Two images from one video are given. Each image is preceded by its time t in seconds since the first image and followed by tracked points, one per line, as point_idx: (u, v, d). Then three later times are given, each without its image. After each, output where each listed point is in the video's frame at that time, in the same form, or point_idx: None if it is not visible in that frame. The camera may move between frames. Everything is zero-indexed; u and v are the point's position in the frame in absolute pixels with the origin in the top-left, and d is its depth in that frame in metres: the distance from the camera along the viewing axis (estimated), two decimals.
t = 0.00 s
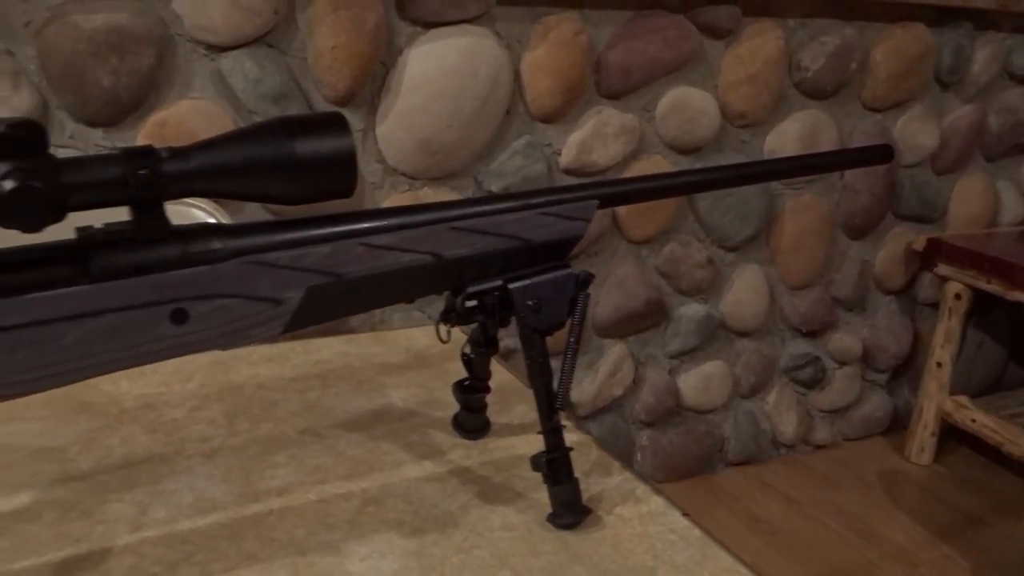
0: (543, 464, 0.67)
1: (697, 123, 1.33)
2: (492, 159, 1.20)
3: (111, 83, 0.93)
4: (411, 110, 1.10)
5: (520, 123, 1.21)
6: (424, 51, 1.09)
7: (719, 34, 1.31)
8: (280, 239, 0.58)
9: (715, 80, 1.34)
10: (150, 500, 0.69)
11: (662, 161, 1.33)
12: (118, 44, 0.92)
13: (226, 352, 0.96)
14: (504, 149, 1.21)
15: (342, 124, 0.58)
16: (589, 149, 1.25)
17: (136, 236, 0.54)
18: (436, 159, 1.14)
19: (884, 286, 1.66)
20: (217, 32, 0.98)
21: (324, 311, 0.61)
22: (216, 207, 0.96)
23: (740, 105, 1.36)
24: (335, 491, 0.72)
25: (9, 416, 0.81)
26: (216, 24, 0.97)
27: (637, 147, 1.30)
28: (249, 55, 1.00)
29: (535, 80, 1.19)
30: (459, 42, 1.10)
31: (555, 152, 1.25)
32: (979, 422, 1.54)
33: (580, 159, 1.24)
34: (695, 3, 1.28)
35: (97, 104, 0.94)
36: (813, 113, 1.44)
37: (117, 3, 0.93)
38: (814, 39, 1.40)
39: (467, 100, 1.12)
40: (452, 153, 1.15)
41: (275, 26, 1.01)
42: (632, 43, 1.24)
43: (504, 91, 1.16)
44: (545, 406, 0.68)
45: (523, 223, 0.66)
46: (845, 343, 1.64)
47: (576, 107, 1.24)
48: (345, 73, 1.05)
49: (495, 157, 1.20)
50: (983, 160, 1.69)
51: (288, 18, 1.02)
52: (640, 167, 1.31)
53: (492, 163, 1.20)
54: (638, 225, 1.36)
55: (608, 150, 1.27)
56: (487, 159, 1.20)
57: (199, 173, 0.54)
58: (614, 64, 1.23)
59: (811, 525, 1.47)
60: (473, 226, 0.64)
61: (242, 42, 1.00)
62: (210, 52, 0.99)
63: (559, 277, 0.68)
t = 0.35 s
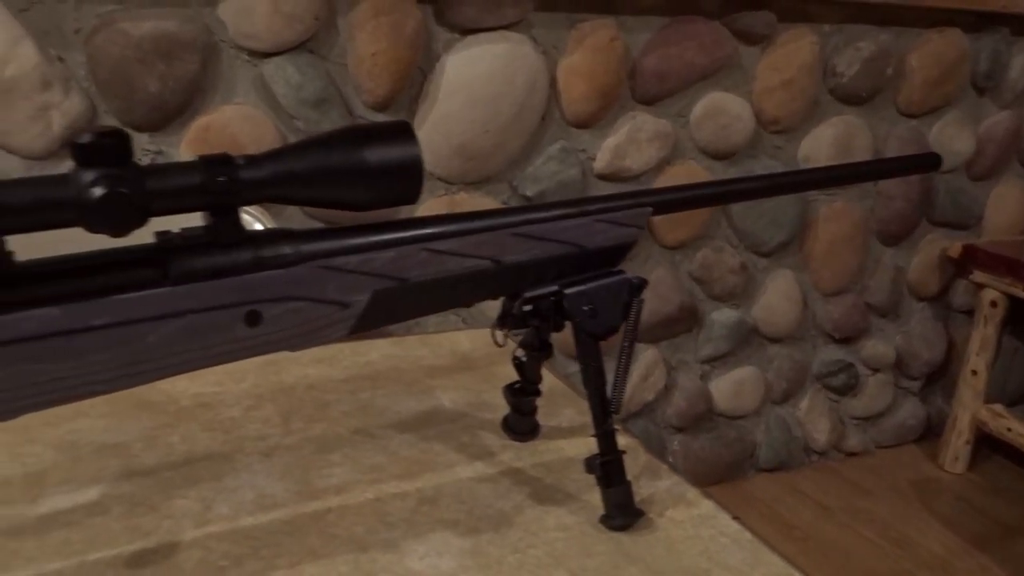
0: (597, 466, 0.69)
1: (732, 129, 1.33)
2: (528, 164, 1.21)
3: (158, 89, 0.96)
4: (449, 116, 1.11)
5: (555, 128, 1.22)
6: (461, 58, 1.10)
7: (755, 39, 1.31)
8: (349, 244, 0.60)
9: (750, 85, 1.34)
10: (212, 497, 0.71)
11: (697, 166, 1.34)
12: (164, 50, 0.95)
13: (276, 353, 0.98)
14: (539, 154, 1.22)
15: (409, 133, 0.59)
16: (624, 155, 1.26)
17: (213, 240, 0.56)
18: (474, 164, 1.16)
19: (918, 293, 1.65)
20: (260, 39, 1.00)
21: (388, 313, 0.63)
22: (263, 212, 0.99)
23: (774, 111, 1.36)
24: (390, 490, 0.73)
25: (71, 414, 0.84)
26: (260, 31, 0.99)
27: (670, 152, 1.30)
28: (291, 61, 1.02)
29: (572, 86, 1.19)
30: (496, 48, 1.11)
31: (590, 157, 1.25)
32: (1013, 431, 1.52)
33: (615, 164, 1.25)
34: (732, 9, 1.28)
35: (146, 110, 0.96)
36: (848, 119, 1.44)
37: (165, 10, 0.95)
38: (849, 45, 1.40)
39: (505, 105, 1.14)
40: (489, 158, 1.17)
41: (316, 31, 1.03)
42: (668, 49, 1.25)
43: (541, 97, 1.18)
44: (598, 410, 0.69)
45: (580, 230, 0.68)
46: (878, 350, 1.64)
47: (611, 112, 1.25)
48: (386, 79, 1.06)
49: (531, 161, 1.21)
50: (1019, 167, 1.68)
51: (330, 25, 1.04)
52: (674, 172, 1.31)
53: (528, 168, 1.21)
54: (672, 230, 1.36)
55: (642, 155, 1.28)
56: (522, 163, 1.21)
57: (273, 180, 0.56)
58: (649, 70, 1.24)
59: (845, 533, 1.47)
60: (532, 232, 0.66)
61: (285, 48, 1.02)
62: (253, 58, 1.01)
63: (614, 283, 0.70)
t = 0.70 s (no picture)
0: (643, 466, 0.70)
1: (766, 132, 1.34)
2: (562, 168, 1.22)
3: (202, 94, 0.98)
4: (484, 121, 1.13)
5: (590, 132, 1.23)
6: (497, 62, 1.12)
7: (790, 42, 1.31)
8: (403, 247, 0.61)
9: (786, 88, 1.34)
10: (266, 492, 0.73)
11: (730, 170, 1.34)
12: (208, 57, 0.97)
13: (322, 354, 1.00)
14: (574, 157, 1.22)
15: (461, 138, 0.60)
16: (658, 158, 1.27)
17: (274, 243, 0.58)
18: (509, 168, 1.17)
19: (955, 297, 1.64)
20: (301, 45, 1.01)
21: (440, 315, 0.64)
22: (309, 220, 1.03)
23: (809, 114, 1.36)
24: (438, 488, 0.75)
25: (126, 411, 0.86)
26: (301, 37, 1.01)
27: (705, 156, 1.31)
28: (331, 67, 1.04)
29: (607, 89, 1.20)
30: (532, 52, 1.13)
31: (624, 161, 1.26)
32: None
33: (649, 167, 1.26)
34: (767, 12, 1.28)
35: (189, 115, 0.99)
36: (884, 122, 1.44)
37: (209, 17, 0.97)
38: (886, 47, 1.39)
39: (541, 109, 1.15)
40: (525, 162, 1.18)
41: (356, 37, 1.04)
42: (703, 53, 1.25)
43: (576, 100, 1.19)
44: (644, 412, 0.70)
45: (627, 233, 0.69)
46: (913, 354, 1.63)
47: (644, 116, 1.26)
48: (423, 83, 1.08)
49: (566, 164, 1.22)
50: None
51: (369, 30, 1.05)
52: (708, 175, 1.32)
53: (562, 171, 1.22)
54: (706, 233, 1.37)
55: (676, 158, 1.28)
56: (556, 167, 1.22)
57: (331, 185, 0.58)
58: (684, 74, 1.24)
59: (880, 539, 1.46)
60: (580, 235, 0.67)
61: (325, 54, 1.03)
62: (293, 63, 1.03)
63: (660, 285, 0.71)
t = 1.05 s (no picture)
0: (696, 463, 0.71)
1: (806, 133, 1.34)
2: (601, 170, 1.24)
3: (251, 100, 1.01)
4: (524, 124, 1.15)
5: (629, 134, 1.25)
6: (536, 67, 1.14)
7: (829, 44, 1.32)
8: (467, 247, 0.64)
9: (824, 89, 1.35)
10: (329, 485, 0.76)
11: (769, 172, 1.35)
12: (256, 63, 1.00)
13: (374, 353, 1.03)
14: (613, 159, 1.24)
15: (523, 143, 0.63)
16: (698, 160, 1.28)
17: (345, 244, 0.60)
18: (549, 170, 1.19)
19: (997, 299, 1.63)
20: (346, 51, 1.04)
21: (500, 313, 0.67)
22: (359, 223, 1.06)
23: (848, 115, 1.36)
24: (494, 483, 0.77)
25: (189, 407, 0.89)
26: (346, 44, 1.04)
27: (744, 157, 1.32)
28: (375, 73, 1.06)
29: (645, 92, 1.22)
30: (571, 57, 1.15)
31: (663, 163, 1.28)
32: None
33: (688, 169, 1.27)
34: (805, 14, 1.29)
35: (238, 120, 1.02)
36: (924, 123, 1.43)
37: (258, 25, 1.00)
38: (926, 48, 1.39)
39: (580, 112, 1.17)
40: (564, 164, 1.20)
41: (399, 44, 1.07)
42: (741, 55, 1.26)
43: (615, 103, 1.20)
44: (697, 409, 0.72)
45: (681, 234, 0.70)
46: (955, 357, 1.62)
47: (683, 118, 1.27)
48: (464, 88, 1.10)
49: (605, 166, 1.24)
50: None
51: (411, 36, 1.08)
52: (747, 177, 1.33)
53: (600, 174, 1.24)
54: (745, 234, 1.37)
55: (715, 160, 1.29)
56: (595, 169, 1.24)
57: (399, 188, 0.60)
58: (722, 76, 1.25)
59: (921, 543, 1.45)
60: (635, 236, 0.69)
61: (369, 60, 1.06)
62: (339, 70, 1.06)
63: (712, 285, 0.72)
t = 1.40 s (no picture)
0: (742, 462, 0.73)
1: (841, 136, 1.34)
2: (635, 173, 1.25)
3: (292, 107, 1.04)
4: (560, 127, 1.17)
5: (663, 138, 1.26)
6: (573, 71, 1.16)
7: (865, 46, 1.32)
8: (521, 251, 0.66)
9: (860, 92, 1.35)
10: (381, 481, 0.78)
11: (804, 175, 1.35)
12: (299, 70, 1.03)
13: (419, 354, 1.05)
14: (648, 163, 1.26)
15: (576, 150, 0.65)
16: (732, 163, 1.29)
17: (405, 248, 0.63)
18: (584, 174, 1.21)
19: None
20: (385, 58, 1.06)
21: (552, 316, 0.69)
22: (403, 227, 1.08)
23: (884, 117, 1.36)
24: (542, 481, 0.79)
25: (243, 406, 0.92)
26: (386, 51, 1.06)
27: (779, 160, 1.32)
28: (414, 78, 1.09)
29: (680, 96, 1.23)
30: (607, 61, 1.16)
31: (697, 167, 1.29)
32: None
33: (723, 172, 1.28)
34: (840, 18, 1.29)
35: (279, 126, 1.05)
36: (961, 125, 1.43)
37: (300, 33, 1.03)
38: (963, 51, 1.39)
39: (615, 116, 1.18)
40: (600, 168, 1.22)
41: (437, 50, 1.09)
42: (776, 59, 1.27)
43: (650, 107, 1.21)
44: (743, 410, 0.73)
45: (728, 238, 0.72)
46: (992, 361, 1.61)
47: (718, 121, 1.28)
48: (500, 93, 1.13)
49: (640, 169, 1.26)
50: None
51: (449, 43, 1.10)
52: (781, 181, 1.33)
53: (635, 177, 1.25)
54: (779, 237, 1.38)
55: (749, 163, 1.30)
56: (630, 172, 1.25)
57: (458, 194, 0.62)
58: (757, 80, 1.26)
59: (956, 547, 1.43)
60: (684, 241, 0.70)
61: (407, 66, 1.08)
62: (378, 76, 1.08)
63: (759, 288, 0.73)
